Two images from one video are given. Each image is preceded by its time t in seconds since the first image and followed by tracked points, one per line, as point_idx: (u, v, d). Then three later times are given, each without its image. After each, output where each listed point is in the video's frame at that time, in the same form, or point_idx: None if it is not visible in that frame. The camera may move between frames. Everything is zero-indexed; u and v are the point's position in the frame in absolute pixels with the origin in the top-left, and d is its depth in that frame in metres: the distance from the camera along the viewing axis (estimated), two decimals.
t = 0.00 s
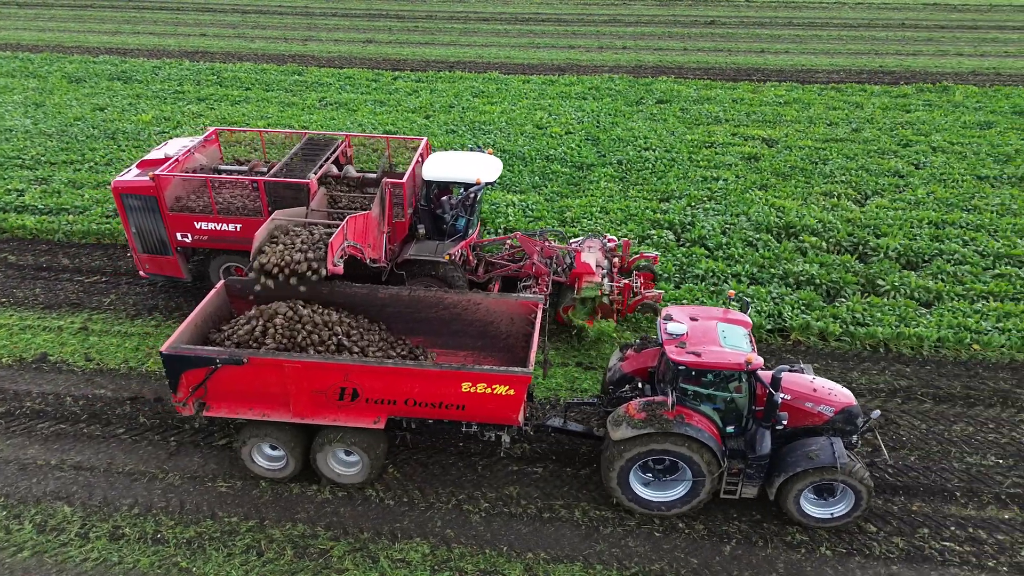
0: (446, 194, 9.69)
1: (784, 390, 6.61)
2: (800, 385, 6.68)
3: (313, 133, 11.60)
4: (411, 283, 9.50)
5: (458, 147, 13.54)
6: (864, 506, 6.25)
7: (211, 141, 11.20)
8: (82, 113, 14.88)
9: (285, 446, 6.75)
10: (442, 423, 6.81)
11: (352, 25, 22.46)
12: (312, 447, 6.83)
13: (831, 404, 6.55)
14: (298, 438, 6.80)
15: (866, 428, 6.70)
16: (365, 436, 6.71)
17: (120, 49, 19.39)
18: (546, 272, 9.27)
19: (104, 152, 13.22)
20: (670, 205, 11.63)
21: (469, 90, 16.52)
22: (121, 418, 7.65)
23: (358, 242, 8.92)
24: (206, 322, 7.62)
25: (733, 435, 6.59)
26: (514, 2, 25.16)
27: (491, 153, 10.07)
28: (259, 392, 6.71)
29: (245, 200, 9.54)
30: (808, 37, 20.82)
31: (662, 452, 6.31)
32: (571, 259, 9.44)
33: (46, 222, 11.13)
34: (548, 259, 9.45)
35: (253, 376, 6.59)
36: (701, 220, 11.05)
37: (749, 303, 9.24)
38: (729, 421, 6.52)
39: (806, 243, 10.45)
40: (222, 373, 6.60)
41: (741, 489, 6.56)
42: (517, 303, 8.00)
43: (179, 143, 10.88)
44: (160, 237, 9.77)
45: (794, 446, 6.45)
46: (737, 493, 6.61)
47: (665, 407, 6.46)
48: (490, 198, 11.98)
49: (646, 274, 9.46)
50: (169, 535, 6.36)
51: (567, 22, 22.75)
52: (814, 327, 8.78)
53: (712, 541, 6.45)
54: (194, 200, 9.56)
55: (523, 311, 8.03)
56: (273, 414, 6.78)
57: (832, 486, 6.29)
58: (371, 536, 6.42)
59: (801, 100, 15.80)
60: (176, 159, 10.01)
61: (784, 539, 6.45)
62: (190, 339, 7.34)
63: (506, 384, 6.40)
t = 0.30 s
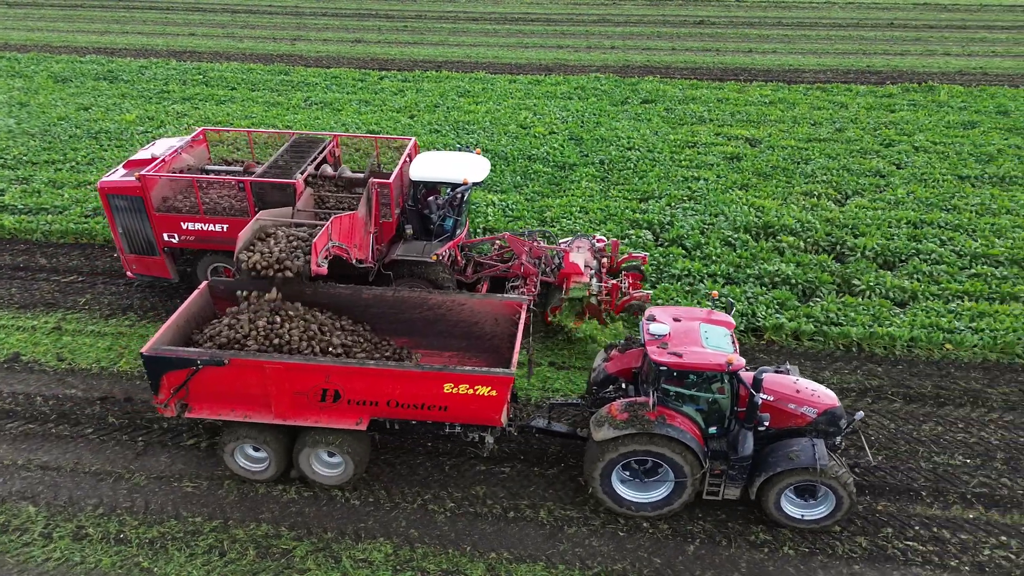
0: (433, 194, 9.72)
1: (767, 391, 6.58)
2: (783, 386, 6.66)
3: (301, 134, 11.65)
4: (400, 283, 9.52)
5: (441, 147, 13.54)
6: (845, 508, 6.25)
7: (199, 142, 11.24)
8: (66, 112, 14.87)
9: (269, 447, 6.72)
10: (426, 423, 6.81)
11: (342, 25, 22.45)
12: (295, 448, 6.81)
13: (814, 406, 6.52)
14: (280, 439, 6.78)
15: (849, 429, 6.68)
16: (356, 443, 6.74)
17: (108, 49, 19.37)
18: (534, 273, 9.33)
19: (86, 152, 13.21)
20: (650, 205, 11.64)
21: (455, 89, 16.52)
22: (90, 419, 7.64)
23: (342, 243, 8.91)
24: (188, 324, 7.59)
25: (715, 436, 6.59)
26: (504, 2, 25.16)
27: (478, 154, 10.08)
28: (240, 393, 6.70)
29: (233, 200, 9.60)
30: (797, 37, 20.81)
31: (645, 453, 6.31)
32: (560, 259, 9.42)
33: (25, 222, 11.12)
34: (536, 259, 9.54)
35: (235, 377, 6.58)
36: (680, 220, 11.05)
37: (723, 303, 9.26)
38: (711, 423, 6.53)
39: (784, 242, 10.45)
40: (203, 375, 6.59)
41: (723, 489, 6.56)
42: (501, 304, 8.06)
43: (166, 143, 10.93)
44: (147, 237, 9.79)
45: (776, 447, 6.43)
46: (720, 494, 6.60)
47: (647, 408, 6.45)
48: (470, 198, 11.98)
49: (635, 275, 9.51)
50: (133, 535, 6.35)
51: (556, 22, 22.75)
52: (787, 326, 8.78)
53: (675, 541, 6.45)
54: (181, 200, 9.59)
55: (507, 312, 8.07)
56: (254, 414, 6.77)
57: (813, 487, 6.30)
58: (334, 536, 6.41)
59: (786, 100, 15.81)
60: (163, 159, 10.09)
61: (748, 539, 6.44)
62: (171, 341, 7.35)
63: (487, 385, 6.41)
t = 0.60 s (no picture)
0: (416, 194, 9.66)
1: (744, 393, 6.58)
2: (760, 388, 6.63)
3: (285, 134, 11.61)
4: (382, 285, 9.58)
5: (421, 147, 13.54)
6: (820, 512, 6.23)
7: (182, 142, 11.21)
8: (47, 112, 14.86)
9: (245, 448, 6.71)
10: (404, 425, 6.80)
11: (329, 24, 22.46)
12: (272, 450, 6.79)
13: (791, 408, 6.52)
14: (257, 441, 6.76)
15: (827, 433, 6.67)
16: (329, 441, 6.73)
17: (93, 49, 19.37)
18: (519, 274, 9.26)
19: (65, 151, 13.21)
20: (626, 205, 11.64)
21: (438, 89, 16.52)
22: (54, 419, 7.64)
23: (323, 243, 8.85)
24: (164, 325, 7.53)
25: (692, 437, 6.57)
26: (494, 2, 25.16)
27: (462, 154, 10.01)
28: (216, 395, 6.70)
29: (215, 200, 9.61)
30: (783, 38, 20.82)
31: (620, 455, 6.29)
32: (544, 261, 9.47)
33: None
34: (521, 261, 9.46)
35: (210, 379, 6.59)
36: (655, 220, 11.05)
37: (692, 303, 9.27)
38: (688, 424, 6.50)
39: (758, 242, 10.44)
40: (179, 376, 6.60)
41: (699, 492, 6.55)
42: (480, 305, 8.04)
43: (150, 144, 10.93)
44: (129, 237, 9.75)
45: (753, 449, 6.43)
46: (697, 496, 6.59)
47: (622, 409, 6.42)
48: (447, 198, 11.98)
49: (621, 276, 9.41)
50: (90, 535, 6.34)
51: (544, 22, 22.76)
52: (756, 326, 8.77)
53: (633, 541, 6.46)
54: (164, 201, 9.60)
55: (486, 313, 8.06)
56: (230, 417, 6.76)
57: (789, 490, 6.29)
58: (292, 536, 6.41)
59: (769, 100, 15.81)
60: (146, 158, 10.07)
61: (706, 540, 6.44)
62: (147, 343, 7.29)
63: (462, 386, 6.40)
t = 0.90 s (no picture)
0: (395, 194, 9.63)
1: (716, 396, 6.58)
2: (733, 391, 6.65)
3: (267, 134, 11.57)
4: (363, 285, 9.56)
5: (399, 148, 13.55)
6: (793, 514, 6.20)
7: (163, 143, 11.14)
8: (27, 112, 14.86)
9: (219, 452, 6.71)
10: (377, 426, 6.80)
11: (316, 25, 22.49)
12: (245, 452, 6.78)
13: (764, 411, 6.52)
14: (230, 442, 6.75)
15: (801, 436, 6.66)
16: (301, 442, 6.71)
17: (78, 49, 19.39)
18: (499, 275, 9.40)
19: (42, 152, 13.21)
20: (600, 206, 11.65)
21: (420, 90, 16.54)
22: (15, 419, 7.64)
23: (299, 244, 8.75)
24: (138, 327, 7.47)
25: (664, 440, 6.54)
26: (482, 3, 25.18)
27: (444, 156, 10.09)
28: (188, 396, 6.66)
29: (194, 202, 9.58)
30: (768, 39, 20.86)
31: (591, 457, 6.28)
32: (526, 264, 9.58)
33: None
34: (502, 262, 9.63)
35: (182, 381, 6.56)
36: (628, 221, 11.06)
37: (660, 303, 9.29)
38: (660, 427, 6.46)
39: (728, 243, 10.46)
40: (150, 378, 6.57)
41: (671, 494, 6.52)
42: (455, 306, 8.05)
43: (131, 143, 10.82)
44: (108, 238, 9.77)
45: (725, 452, 6.39)
46: (669, 499, 6.57)
47: (593, 411, 6.43)
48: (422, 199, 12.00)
49: (601, 277, 9.48)
50: (43, 535, 6.34)
51: (531, 23, 22.79)
52: (721, 327, 8.77)
53: (586, 541, 6.46)
54: (142, 202, 9.58)
55: (461, 314, 8.07)
56: (202, 418, 6.73)
57: (761, 493, 6.24)
58: (245, 537, 6.41)
59: (749, 101, 15.83)
60: (125, 159, 10.03)
61: (659, 540, 6.44)
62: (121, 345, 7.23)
63: (434, 388, 6.40)
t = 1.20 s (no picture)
0: (376, 193, 9.56)
1: (687, 393, 6.64)
2: (705, 389, 6.69)
3: (249, 134, 11.56)
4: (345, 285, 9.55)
5: (377, 147, 13.59)
6: (764, 512, 6.20)
7: (145, 143, 11.09)
8: (8, 112, 14.89)
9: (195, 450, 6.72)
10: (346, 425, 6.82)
11: (303, 25, 22.53)
12: (220, 450, 6.79)
13: (735, 409, 6.57)
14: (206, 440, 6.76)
15: (774, 434, 6.68)
16: (277, 441, 6.72)
17: (64, 49, 19.42)
18: (481, 274, 9.29)
19: (21, 151, 13.25)
20: (575, 205, 11.69)
21: (402, 89, 16.57)
22: None
23: (277, 243, 8.73)
24: (114, 325, 7.42)
25: (636, 438, 6.50)
26: (470, 3, 25.22)
27: (426, 154, 9.95)
28: (162, 395, 6.65)
29: (176, 201, 9.56)
30: (754, 38, 20.92)
31: (562, 454, 6.28)
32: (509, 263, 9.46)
33: None
34: (485, 261, 9.51)
35: (156, 380, 6.55)
36: (601, 220, 11.11)
37: (628, 302, 9.32)
38: (632, 424, 6.43)
39: (699, 242, 10.50)
40: (123, 376, 6.55)
41: (644, 492, 6.50)
42: (431, 305, 8.01)
43: (112, 144, 10.79)
44: (90, 238, 9.78)
45: (697, 451, 6.36)
46: (641, 497, 6.54)
47: (565, 408, 6.43)
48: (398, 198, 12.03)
49: (583, 276, 9.55)
50: None
51: (518, 23, 22.83)
52: (687, 325, 8.81)
53: (541, 537, 6.50)
54: (123, 201, 9.59)
55: (437, 313, 8.03)
56: (176, 417, 6.72)
57: (733, 492, 6.23)
58: (201, 533, 6.44)
59: (730, 101, 15.87)
60: (106, 159, 10.05)
61: (613, 536, 6.48)
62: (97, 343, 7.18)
63: (407, 386, 6.41)
